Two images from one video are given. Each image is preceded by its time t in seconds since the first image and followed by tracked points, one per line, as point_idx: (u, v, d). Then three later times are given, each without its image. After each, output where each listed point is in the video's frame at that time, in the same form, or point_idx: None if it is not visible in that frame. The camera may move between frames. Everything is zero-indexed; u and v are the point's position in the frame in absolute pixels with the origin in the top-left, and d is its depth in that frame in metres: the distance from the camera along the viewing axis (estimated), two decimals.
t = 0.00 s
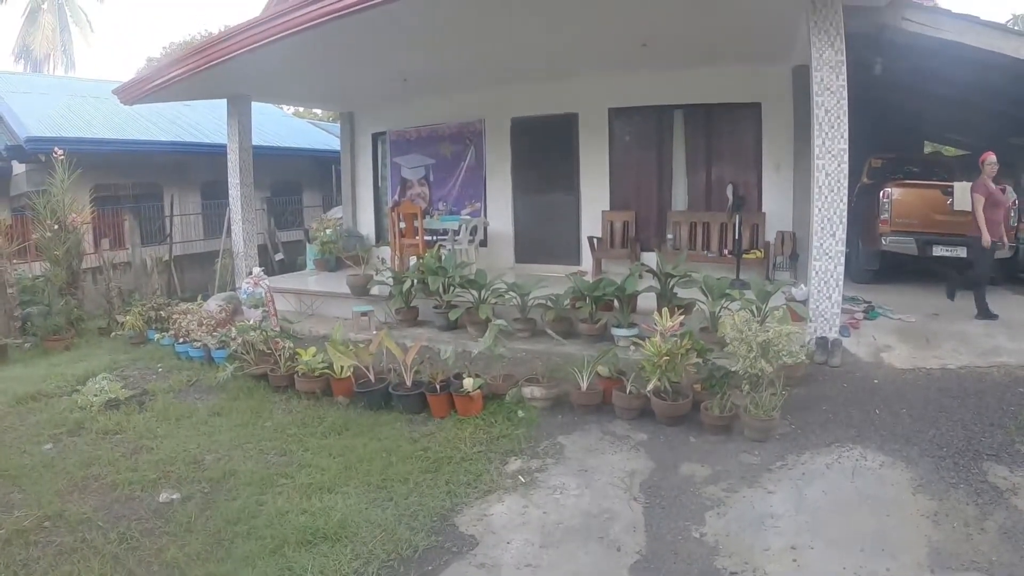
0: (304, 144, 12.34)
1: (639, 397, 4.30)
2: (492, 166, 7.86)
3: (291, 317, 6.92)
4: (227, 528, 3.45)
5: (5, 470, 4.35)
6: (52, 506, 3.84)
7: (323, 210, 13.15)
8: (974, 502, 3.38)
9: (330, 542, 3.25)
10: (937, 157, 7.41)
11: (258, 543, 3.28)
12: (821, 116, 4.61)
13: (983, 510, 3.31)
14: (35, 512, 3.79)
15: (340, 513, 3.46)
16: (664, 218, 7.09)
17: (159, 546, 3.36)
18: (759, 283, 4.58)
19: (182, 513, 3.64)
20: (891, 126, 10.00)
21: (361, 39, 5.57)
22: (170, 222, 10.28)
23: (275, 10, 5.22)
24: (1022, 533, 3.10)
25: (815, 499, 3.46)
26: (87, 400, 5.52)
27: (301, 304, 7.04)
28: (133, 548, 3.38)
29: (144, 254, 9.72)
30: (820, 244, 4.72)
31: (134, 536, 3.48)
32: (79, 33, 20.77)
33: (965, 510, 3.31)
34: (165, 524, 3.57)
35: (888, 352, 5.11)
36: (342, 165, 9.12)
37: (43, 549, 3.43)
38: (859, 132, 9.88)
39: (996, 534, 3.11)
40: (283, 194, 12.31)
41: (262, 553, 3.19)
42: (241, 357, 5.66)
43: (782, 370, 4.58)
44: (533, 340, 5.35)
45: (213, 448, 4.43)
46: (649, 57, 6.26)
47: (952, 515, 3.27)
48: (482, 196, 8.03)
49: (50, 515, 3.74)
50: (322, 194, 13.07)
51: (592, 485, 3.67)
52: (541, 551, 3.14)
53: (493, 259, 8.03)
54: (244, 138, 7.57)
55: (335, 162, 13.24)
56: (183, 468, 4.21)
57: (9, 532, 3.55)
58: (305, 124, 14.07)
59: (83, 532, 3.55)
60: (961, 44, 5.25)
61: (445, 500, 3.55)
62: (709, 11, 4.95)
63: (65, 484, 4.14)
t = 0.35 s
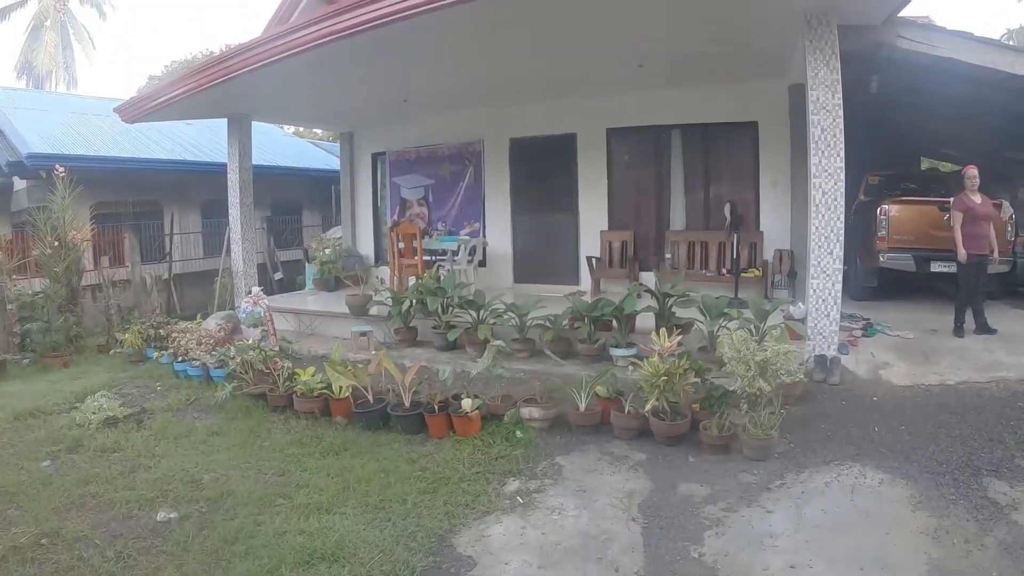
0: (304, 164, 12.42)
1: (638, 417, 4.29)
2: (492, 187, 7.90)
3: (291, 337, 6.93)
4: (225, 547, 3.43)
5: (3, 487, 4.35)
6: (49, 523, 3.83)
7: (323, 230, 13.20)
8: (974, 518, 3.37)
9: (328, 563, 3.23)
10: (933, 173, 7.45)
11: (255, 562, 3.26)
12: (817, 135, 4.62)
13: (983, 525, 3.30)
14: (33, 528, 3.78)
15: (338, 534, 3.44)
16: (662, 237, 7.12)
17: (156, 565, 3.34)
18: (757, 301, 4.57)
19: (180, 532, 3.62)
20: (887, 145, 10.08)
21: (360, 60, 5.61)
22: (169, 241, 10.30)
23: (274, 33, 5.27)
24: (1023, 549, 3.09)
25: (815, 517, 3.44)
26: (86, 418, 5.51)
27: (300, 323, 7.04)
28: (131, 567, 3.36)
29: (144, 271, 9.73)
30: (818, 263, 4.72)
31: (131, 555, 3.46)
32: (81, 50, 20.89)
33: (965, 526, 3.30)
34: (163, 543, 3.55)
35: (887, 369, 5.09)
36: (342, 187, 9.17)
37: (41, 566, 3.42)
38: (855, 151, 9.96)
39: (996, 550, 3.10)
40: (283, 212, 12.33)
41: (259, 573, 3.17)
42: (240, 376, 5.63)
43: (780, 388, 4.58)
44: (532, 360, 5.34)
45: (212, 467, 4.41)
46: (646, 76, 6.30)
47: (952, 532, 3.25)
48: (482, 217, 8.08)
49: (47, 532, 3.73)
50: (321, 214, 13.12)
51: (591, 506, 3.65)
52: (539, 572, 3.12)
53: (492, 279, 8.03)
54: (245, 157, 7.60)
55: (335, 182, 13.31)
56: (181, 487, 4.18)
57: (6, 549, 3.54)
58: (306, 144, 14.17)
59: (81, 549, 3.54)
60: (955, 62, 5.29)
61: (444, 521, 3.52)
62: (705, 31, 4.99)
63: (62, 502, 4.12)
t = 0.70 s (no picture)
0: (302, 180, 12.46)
1: (635, 434, 4.28)
2: (488, 206, 7.95)
3: (287, 353, 6.93)
4: (221, 564, 3.41)
5: None
6: (44, 538, 3.81)
7: (320, 246, 13.21)
8: (972, 531, 3.36)
9: None
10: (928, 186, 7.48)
11: None
12: (812, 150, 4.64)
13: (981, 538, 3.30)
14: (27, 544, 3.77)
15: (334, 552, 3.42)
16: (659, 253, 7.12)
17: None
18: (753, 317, 4.58)
19: (175, 548, 3.60)
20: (881, 160, 10.15)
21: (356, 77, 5.64)
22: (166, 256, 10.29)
23: (269, 50, 5.31)
24: (1021, 561, 3.09)
25: (813, 532, 3.43)
26: (82, 433, 5.49)
27: (296, 339, 7.05)
28: None
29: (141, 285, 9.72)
30: (814, 278, 4.72)
31: (126, 571, 3.44)
32: (81, 64, 20.94)
33: (963, 539, 3.30)
34: (158, 560, 3.53)
35: (884, 383, 5.09)
36: (341, 203, 9.20)
37: None
38: (850, 166, 10.03)
39: (995, 562, 3.10)
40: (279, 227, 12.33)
41: None
42: (237, 393, 5.64)
43: (777, 404, 4.58)
44: (529, 377, 5.33)
45: (208, 484, 4.39)
46: (642, 92, 6.34)
47: (950, 545, 3.25)
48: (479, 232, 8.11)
49: (42, 547, 3.72)
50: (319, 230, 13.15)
51: (588, 523, 3.63)
52: None
53: (490, 296, 8.02)
54: (242, 173, 7.60)
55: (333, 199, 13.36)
56: (177, 503, 4.16)
57: None
58: (304, 160, 14.23)
59: (76, 565, 3.53)
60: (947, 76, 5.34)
61: (441, 539, 3.50)
62: (700, 47, 5.03)
63: (57, 517, 4.11)
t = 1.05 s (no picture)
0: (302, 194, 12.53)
1: (634, 451, 4.29)
2: (487, 222, 7.98)
3: (286, 368, 6.93)
4: None
5: None
6: (42, 550, 3.81)
7: (319, 260, 13.24)
8: (972, 547, 3.36)
9: None
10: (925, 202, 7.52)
11: None
12: (811, 168, 4.66)
13: (981, 554, 3.29)
14: (25, 555, 3.77)
15: (333, 568, 3.41)
16: (659, 270, 7.12)
17: None
18: (752, 335, 4.60)
19: (175, 563, 3.59)
20: (879, 177, 10.22)
21: (357, 94, 5.68)
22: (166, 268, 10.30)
23: (269, 65, 5.35)
24: None
25: (813, 550, 3.42)
26: (80, 445, 5.48)
27: (296, 354, 7.06)
28: None
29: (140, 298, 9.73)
30: (813, 295, 4.73)
31: None
32: (84, 75, 21.00)
33: (963, 555, 3.29)
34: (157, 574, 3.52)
35: (884, 400, 5.08)
36: (341, 217, 9.22)
37: None
38: (848, 183, 10.09)
39: None
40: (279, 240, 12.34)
41: None
42: (235, 408, 5.63)
43: (776, 422, 4.57)
44: (528, 395, 5.32)
45: (207, 498, 4.38)
46: (642, 108, 6.38)
47: (950, 561, 3.24)
48: (479, 249, 8.14)
49: (40, 560, 3.71)
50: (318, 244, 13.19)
51: (588, 541, 3.62)
52: None
53: (489, 312, 8.02)
54: (244, 187, 7.62)
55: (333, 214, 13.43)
56: (176, 517, 4.14)
57: None
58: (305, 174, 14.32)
59: None
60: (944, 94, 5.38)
61: (441, 556, 3.48)
62: (700, 66, 5.09)
63: (56, 529, 4.10)
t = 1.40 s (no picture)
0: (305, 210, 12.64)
1: (635, 470, 4.28)
2: (489, 239, 8.01)
3: (287, 384, 6.93)
4: None
5: None
6: (40, 561, 3.81)
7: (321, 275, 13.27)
8: (973, 566, 3.34)
9: None
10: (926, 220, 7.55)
11: None
12: (812, 187, 4.66)
13: (982, 573, 3.28)
14: (23, 566, 3.77)
15: None
16: (659, 288, 7.13)
17: None
18: (753, 353, 4.60)
19: None
20: (879, 195, 10.26)
21: (360, 110, 5.71)
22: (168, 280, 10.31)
23: (272, 81, 5.38)
24: None
25: (814, 569, 3.40)
26: (80, 456, 5.47)
27: (297, 370, 7.07)
28: None
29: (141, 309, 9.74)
30: (814, 313, 4.71)
31: None
32: (90, 87, 21.12)
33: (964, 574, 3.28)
34: None
35: (885, 419, 5.08)
36: (342, 232, 9.24)
37: None
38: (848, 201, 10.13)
39: None
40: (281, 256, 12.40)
41: None
42: (236, 422, 5.62)
43: (777, 440, 4.57)
44: (529, 413, 5.30)
45: (206, 512, 4.36)
46: (643, 126, 6.41)
47: None
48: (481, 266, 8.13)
49: (38, 572, 3.71)
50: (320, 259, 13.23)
51: (588, 560, 3.60)
52: None
53: (490, 329, 8.02)
54: (246, 203, 7.63)
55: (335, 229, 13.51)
56: (175, 531, 4.13)
57: None
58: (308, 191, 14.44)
59: None
60: (944, 113, 5.41)
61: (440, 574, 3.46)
62: (701, 84, 5.12)
63: (54, 540, 4.10)
